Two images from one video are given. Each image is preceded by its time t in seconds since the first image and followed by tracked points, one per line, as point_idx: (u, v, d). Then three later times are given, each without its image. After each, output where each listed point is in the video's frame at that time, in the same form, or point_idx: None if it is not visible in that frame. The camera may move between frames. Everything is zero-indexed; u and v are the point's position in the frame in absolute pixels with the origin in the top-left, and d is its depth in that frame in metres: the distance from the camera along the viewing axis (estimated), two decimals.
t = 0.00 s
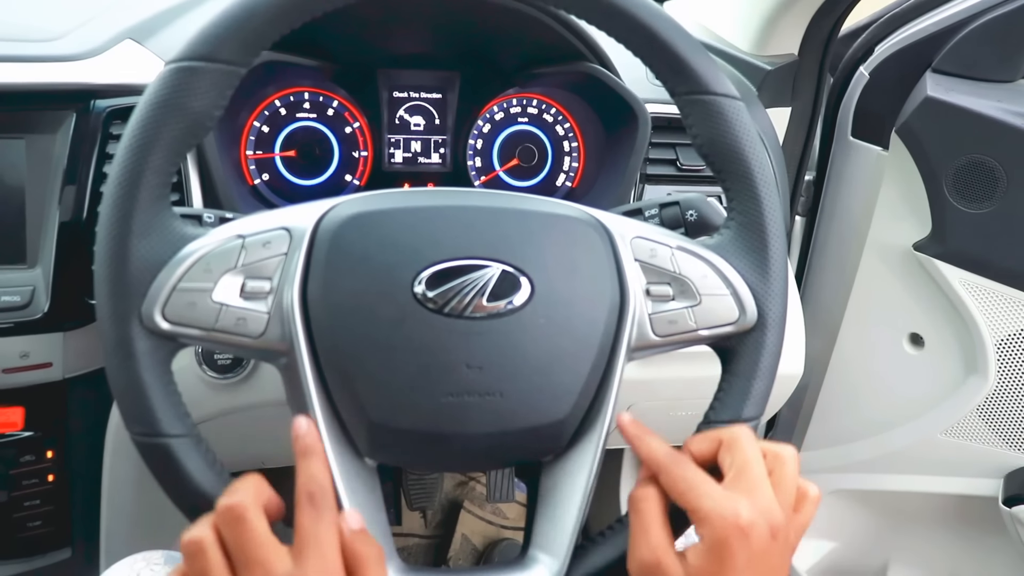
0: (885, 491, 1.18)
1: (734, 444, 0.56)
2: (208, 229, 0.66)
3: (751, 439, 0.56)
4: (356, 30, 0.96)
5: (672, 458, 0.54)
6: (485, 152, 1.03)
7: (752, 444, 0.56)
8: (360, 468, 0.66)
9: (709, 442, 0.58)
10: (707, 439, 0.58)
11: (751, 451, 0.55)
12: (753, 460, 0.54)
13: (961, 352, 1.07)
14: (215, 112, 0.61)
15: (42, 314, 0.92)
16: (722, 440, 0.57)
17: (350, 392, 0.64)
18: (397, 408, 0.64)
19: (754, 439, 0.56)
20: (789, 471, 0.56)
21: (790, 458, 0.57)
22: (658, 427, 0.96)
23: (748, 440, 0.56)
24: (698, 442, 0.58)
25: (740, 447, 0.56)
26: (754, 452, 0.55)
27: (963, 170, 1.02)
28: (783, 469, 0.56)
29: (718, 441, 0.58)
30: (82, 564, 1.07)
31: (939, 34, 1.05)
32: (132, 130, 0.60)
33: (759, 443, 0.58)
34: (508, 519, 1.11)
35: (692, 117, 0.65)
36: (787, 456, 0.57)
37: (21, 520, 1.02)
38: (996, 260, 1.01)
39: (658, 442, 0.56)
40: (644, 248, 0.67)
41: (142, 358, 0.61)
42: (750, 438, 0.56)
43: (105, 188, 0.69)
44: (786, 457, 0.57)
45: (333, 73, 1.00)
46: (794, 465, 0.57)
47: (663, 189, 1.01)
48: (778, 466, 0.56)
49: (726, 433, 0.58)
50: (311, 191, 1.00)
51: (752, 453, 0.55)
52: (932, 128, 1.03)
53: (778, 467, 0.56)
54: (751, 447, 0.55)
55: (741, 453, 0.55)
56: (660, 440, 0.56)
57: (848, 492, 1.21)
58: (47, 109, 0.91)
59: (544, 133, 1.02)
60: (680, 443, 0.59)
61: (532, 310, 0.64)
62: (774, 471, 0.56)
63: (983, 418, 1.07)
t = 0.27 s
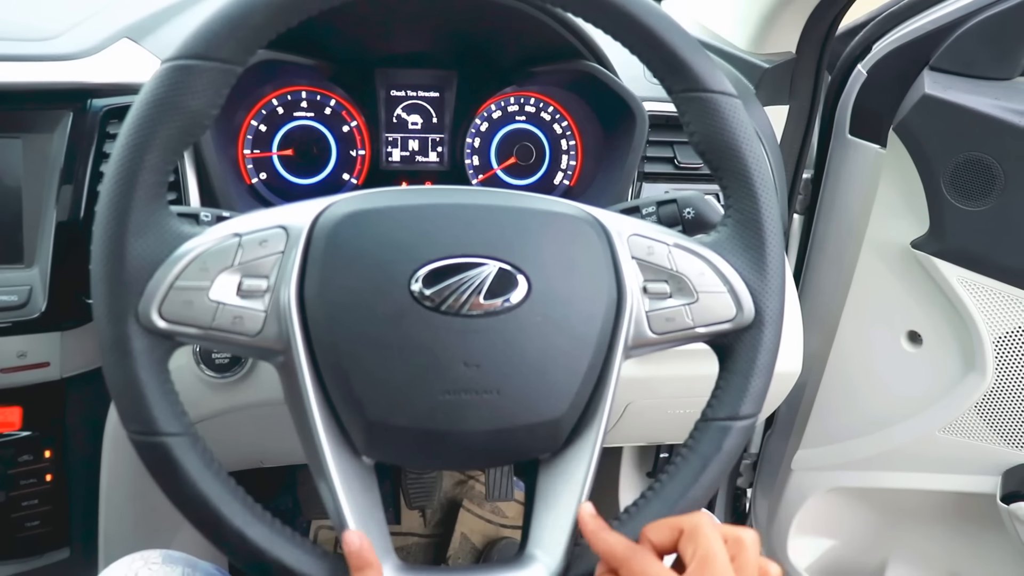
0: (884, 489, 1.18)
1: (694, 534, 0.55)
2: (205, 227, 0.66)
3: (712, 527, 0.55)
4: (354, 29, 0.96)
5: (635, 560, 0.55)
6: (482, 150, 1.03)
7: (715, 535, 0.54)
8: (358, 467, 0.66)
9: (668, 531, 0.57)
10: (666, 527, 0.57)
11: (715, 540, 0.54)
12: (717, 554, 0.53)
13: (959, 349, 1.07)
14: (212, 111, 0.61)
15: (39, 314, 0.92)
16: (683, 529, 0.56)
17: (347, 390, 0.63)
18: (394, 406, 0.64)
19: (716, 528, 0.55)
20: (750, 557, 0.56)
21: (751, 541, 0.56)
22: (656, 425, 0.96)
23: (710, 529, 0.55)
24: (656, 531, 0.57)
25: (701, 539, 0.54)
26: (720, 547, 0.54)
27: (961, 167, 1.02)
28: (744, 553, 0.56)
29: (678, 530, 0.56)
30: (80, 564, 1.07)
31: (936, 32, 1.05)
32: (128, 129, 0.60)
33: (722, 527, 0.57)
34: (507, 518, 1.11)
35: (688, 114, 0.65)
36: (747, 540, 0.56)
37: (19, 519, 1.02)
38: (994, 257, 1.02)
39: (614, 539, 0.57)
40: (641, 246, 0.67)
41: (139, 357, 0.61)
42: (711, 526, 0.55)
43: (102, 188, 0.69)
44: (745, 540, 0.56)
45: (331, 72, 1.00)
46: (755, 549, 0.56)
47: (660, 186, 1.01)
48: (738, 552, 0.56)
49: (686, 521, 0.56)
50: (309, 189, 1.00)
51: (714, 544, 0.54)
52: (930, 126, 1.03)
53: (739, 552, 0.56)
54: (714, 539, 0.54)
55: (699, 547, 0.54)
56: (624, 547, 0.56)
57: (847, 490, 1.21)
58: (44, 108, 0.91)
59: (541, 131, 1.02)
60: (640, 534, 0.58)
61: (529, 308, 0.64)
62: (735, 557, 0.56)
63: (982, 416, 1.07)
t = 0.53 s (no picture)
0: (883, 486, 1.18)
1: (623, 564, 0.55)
2: (203, 226, 0.66)
3: (639, 553, 0.54)
4: (352, 27, 0.95)
5: None
6: (481, 148, 1.03)
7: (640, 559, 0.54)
8: (357, 465, 0.66)
9: (597, 563, 0.56)
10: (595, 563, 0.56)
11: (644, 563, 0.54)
12: None
13: (959, 346, 1.07)
14: (210, 109, 0.61)
15: (38, 313, 0.92)
16: (610, 561, 0.56)
17: (347, 388, 0.63)
18: (393, 404, 0.64)
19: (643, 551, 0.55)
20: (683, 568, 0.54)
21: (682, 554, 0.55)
22: (656, 423, 0.96)
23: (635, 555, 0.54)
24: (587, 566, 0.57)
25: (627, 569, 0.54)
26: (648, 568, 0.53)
27: (960, 164, 1.02)
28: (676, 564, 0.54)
29: (607, 562, 0.56)
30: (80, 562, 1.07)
31: (936, 28, 1.05)
32: (126, 127, 0.60)
33: (649, 547, 0.56)
34: (507, 516, 1.11)
35: (687, 111, 0.65)
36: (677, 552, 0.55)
37: (19, 518, 1.02)
38: (994, 254, 1.02)
39: None
40: (640, 244, 0.67)
41: (137, 355, 0.61)
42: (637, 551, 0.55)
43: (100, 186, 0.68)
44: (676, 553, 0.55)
45: (329, 71, 1.00)
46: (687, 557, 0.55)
47: (660, 184, 1.01)
48: (668, 565, 0.54)
49: (611, 552, 0.56)
50: (308, 187, 1.00)
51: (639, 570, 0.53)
52: (930, 123, 1.03)
53: (669, 567, 0.54)
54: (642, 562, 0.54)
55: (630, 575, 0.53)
56: None
57: (848, 487, 1.21)
58: (42, 106, 0.91)
59: (540, 129, 1.02)
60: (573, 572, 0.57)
61: (528, 306, 0.64)
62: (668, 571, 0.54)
63: (981, 413, 1.07)
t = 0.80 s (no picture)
0: (883, 487, 1.18)
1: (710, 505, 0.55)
2: (205, 226, 0.66)
3: (729, 496, 0.55)
4: (353, 27, 0.96)
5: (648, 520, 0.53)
6: (482, 148, 1.03)
7: (731, 503, 0.54)
8: (358, 464, 0.66)
9: (687, 500, 0.57)
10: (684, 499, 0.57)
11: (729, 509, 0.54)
12: (731, 519, 0.53)
13: (959, 347, 1.07)
14: (211, 110, 0.61)
15: (39, 313, 0.92)
16: (701, 499, 0.56)
17: (348, 388, 0.64)
18: (394, 404, 0.64)
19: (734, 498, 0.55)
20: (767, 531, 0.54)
21: (768, 514, 0.55)
22: (656, 423, 0.96)
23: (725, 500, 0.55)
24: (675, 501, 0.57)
25: (717, 507, 0.54)
26: (735, 512, 0.53)
27: (960, 164, 1.02)
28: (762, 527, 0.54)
29: (696, 500, 0.56)
30: (80, 562, 1.07)
31: (937, 29, 1.05)
32: (128, 127, 0.60)
33: (741, 498, 0.56)
34: (507, 516, 1.11)
35: (688, 112, 0.65)
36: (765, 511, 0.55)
37: (19, 517, 1.02)
38: (994, 254, 1.02)
39: (625, 511, 0.54)
40: (640, 244, 0.67)
41: (139, 354, 0.61)
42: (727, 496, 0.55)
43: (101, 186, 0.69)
44: (763, 512, 0.55)
45: (330, 70, 1.00)
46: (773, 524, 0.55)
47: (660, 184, 1.01)
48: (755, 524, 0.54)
49: (703, 491, 0.56)
50: (310, 188, 1.00)
51: (728, 510, 0.53)
52: (930, 123, 1.03)
53: (756, 524, 0.54)
54: (729, 506, 0.54)
55: (715, 515, 0.54)
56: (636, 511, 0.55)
57: (847, 487, 1.21)
58: (43, 106, 0.91)
59: (541, 130, 1.02)
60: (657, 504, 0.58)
61: (529, 306, 0.64)
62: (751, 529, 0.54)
63: (982, 413, 1.07)
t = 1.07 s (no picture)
0: (884, 489, 1.18)
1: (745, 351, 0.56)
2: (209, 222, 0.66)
3: (767, 341, 0.55)
4: (358, 24, 0.96)
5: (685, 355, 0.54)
6: (486, 146, 1.03)
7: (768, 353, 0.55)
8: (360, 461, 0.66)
9: (724, 337, 0.57)
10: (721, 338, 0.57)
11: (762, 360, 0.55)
12: (761, 359, 0.54)
13: (961, 350, 1.07)
14: (216, 106, 0.61)
15: (43, 307, 0.93)
16: (738, 338, 0.56)
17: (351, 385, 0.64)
18: (397, 402, 0.64)
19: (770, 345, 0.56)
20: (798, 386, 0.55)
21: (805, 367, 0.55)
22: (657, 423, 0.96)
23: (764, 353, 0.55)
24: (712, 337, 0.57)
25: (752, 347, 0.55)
26: (767, 360, 0.54)
27: (965, 167, 1.02)
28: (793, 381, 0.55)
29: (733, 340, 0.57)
30: (82, 556, 1.08)
31: (942, 31, 1.05)
32: (134, 123, 0.60)
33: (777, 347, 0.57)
34: (507, 514, 1.11)
35: (693, 113, 0.66)
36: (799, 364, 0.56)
37: (22, 511, 1.02)
38: (997, 258, 1.01)
39: (671, 331, 0.56)
40: (644, 244, 0.67)
41: (142, 350, 0.61)
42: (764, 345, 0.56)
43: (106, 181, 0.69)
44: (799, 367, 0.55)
45: (334, 68, 1.01)
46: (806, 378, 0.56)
47: (664, 184, 1.01)
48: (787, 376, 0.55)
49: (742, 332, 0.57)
50: (313, 185, 1.00)
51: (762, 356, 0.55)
52: (934, 126, 1.03)
53: (788, 376, 0.55)
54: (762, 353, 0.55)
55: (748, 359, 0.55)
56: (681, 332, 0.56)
57: (848, 489, 1.21)
58: (48, 101, 0.91)
59: (545, 128, 1.02)
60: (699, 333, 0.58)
61: (533, 305, 0.64)
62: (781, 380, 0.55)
63: (983, 417, 1.07)
